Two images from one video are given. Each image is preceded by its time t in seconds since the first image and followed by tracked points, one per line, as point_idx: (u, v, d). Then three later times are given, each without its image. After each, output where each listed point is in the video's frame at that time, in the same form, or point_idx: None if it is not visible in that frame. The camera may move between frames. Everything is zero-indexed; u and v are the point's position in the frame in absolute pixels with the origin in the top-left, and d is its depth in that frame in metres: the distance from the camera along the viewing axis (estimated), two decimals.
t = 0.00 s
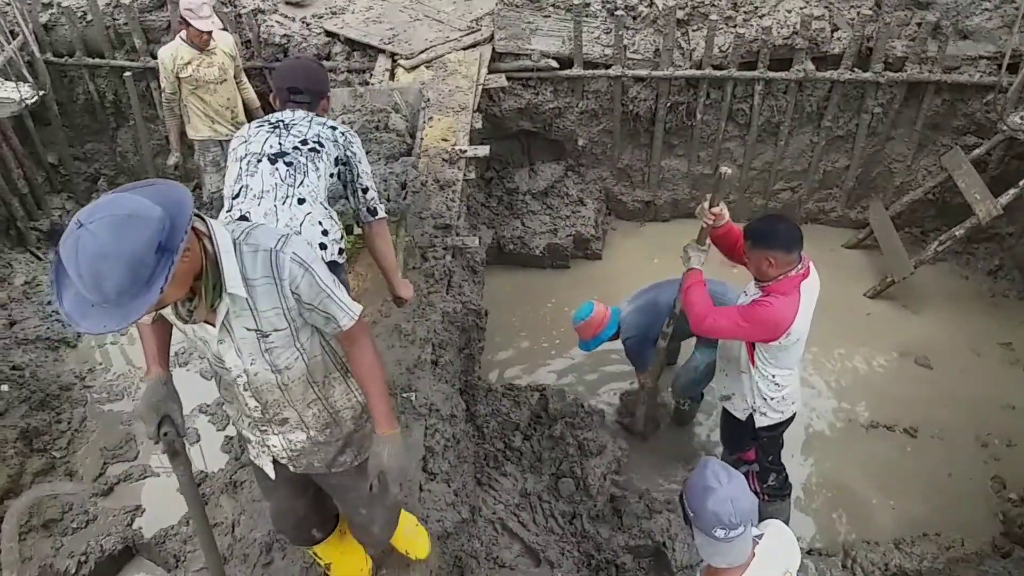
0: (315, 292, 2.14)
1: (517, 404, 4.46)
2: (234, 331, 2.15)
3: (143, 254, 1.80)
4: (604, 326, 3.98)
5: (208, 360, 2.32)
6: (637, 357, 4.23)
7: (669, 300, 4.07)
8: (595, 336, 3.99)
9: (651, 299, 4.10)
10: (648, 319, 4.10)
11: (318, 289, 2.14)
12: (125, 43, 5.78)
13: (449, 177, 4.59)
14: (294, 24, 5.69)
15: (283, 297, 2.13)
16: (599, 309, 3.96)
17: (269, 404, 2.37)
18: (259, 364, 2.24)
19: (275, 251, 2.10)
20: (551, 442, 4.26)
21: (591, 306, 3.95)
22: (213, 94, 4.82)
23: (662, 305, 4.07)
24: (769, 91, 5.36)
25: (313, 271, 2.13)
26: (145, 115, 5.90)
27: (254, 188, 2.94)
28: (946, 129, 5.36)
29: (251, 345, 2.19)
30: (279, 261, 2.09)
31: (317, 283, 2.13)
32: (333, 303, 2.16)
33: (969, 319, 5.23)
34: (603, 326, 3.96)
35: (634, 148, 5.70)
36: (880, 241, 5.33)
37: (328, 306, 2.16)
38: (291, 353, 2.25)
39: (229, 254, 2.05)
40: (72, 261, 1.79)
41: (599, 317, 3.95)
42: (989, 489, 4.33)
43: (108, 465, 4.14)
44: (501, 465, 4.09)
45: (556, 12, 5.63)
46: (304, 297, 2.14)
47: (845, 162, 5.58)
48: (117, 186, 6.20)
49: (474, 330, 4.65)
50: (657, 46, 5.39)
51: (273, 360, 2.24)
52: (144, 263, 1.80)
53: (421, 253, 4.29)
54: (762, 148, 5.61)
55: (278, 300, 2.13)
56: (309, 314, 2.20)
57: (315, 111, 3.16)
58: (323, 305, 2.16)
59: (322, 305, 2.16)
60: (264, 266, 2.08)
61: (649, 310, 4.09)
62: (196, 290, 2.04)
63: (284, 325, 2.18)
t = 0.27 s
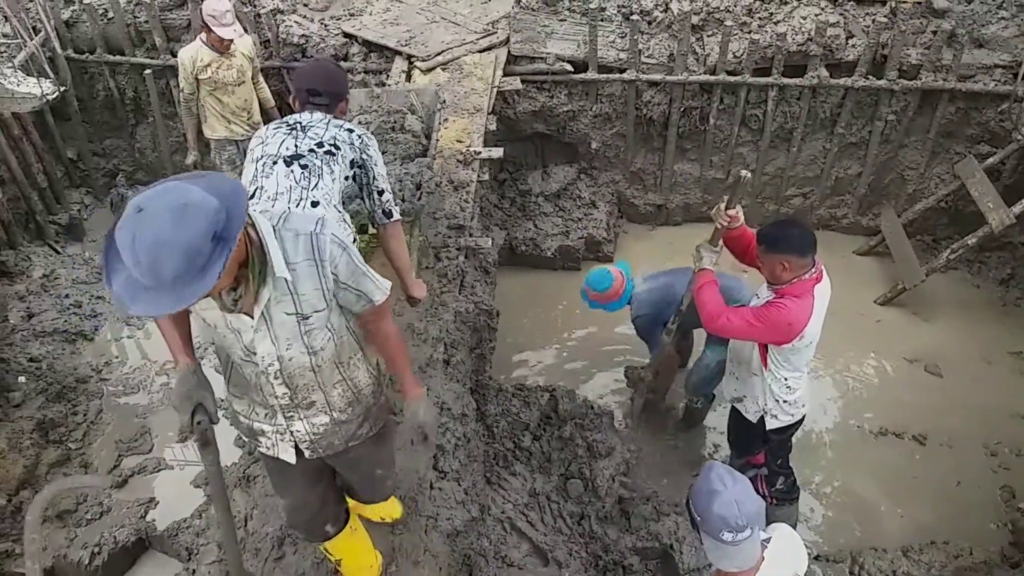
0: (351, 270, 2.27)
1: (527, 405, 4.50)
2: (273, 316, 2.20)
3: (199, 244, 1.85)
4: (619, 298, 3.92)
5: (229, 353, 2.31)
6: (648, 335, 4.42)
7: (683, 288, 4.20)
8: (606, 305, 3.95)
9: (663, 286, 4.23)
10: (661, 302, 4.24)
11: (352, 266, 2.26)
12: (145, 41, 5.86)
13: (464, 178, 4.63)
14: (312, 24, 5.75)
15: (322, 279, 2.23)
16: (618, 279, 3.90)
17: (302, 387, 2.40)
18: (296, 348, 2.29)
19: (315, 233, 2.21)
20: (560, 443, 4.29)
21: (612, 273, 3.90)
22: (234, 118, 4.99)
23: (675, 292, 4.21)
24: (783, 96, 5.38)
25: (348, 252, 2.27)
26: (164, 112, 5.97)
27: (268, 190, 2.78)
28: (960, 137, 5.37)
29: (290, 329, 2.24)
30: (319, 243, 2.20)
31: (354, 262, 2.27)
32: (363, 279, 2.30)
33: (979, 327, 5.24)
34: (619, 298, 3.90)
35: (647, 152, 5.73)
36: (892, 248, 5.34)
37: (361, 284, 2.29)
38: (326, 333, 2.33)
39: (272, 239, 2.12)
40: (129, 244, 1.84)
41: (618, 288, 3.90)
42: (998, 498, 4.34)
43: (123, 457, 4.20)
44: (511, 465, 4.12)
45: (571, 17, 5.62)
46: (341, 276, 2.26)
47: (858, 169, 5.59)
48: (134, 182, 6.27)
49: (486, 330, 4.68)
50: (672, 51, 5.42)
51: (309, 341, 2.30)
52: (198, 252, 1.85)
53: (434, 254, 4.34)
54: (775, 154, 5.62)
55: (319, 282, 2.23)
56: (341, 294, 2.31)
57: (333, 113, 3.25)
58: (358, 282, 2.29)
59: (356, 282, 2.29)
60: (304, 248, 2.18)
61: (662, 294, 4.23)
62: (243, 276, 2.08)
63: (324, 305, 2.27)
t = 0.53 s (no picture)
0: (380, 231, 2.43)
1: (540, 406, 4.50)
2: (317, 283, 2.28)
3: (275, 165, 1.97)
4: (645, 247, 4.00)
5: (261, 335, 2.30)
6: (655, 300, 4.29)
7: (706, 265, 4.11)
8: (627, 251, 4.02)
9: (683, 255, 4.14)
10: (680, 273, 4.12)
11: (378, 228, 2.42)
12: (164, 39, 5.90)
13: (479, 179, 4.64)
14: (330, 23, 5.77)
15: (358, 239, 2.36)
16: (649, 229, 3.96)
17: (338, 356, 2.46)
18: (334, 315, 2.37)
19: (350, 195, 2.35)
20: (572, 444, 4.29)
21: (643, 219, 3.96)
22: (248, 100, 4.94)
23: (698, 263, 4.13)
24: (800, 99, 5.36)
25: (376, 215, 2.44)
26: (182, 109, 6.01)
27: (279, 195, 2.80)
28: (979, 142, 5.33)
29: (329, 296, 2.33)
30: (354, 203, 2.35)
31: (383, 222, 2.43)
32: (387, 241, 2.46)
33: (996, 334, 5.19)
34: (643, 247, 3.97)
35: (663, 154, 5.72)
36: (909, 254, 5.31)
37: (386, 245, 2.45)
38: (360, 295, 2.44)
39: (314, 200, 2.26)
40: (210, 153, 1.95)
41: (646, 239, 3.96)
42: (1014, 506, 4.30)
43: (138, 451, 4.23)
44: (523, 465, 4.13)
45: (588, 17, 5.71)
46: (372, 236, 2.42)
47: (876, 173, 5.56)
48: (152, 179, 6.32)
49: (499, 330, 4.67)
50: (689, 53, 5.41)
51: (347, 304, 2.39)
52: (274, 173, 1.96)
53: (449, 253, 4.36)
54: (791, 157, 5.61)
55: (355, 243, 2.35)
56: (369, 256, 2.46)
57: (352, 117, 3.24)
58: (385, 243, 2.45)
59: (384, 242, 2.44)
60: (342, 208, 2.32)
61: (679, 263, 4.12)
62: (294, 235, 2.21)
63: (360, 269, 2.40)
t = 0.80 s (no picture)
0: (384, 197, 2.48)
1: (548, 405, 4.50)
2: (336, 247, 2.30)
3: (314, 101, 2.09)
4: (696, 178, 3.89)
5: (278, 310, 2.31)
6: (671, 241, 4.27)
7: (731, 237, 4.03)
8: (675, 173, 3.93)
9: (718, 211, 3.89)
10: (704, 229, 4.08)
11: (382, 192, 2.41)
12: (178, 35, 5.93)
13: (490, 178, 4.65)
14: (343, 21, 5.78)
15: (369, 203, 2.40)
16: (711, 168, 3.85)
17: (355, 320, 2.48)
18: (353, 279, 2.38)
19: (356, 160, 2.40)
20: (580, 443, 4.29)
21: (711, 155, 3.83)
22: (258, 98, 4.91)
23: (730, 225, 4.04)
24: (812, 101, 5.36)
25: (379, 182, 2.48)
26: (195, 105, 6.04)
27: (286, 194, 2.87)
28: (992, 146, 5.31)
29: (348, 255, 2.34)
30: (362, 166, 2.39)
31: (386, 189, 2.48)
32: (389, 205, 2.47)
33: (1007, 339, 5.16)
34: (693, 177, 3.87)
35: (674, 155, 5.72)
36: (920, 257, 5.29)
37: (389, 208, 2.46)
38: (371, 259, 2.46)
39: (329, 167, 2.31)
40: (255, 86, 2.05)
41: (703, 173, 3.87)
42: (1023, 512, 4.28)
43: (149, 445, 4.26)
44: (530, 464, 4.14)
45: (601, 18, 5.62)
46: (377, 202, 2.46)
47: (887, 175, 5.55)
48: (164, 174, 6.35)
49: (508, 329, 4.68)
50: (701, 54, 5.41)
51: (364, 267, 2.41)
52: (315, 108, 2.07)
53: (459, 252, 4.37)
54: (803, 159, 5.60)
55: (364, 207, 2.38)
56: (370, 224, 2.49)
57: (366, 119, 3.29)
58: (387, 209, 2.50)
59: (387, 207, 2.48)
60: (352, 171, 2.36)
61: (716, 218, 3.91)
62: (318, 197, 2.25)
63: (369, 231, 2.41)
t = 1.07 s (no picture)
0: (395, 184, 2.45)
1: (562, 406, 4.47)
2: (352, 231, 2.29)
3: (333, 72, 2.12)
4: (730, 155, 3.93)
5: (296, 296, 2.29)
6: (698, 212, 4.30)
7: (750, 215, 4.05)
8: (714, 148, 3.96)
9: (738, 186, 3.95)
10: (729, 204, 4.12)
11: (390, 178, 2.39)
12: (196, 32, 5.95)
13: (505, 176, 4.62)
14: (360, 19, 5.77)
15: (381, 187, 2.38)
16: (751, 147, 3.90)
17: (370, 306, 2.46)
18: (369, 263, 2.37)
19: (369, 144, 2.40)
20: (594, 445, 4.26)
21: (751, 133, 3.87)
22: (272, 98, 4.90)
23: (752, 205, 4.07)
24: (833, 101, 5.30)
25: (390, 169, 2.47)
26: (212, 103, 6.06)
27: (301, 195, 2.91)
28: (1015, 148, 5.23)
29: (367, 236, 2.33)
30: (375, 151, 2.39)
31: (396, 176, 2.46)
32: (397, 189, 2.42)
33: None
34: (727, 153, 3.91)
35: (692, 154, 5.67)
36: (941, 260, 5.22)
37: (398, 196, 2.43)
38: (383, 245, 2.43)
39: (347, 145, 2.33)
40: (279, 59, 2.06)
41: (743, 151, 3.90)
42: None
43: (163, 442, 4.27)
44: (544, 465, 4.10)
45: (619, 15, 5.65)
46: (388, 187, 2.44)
47: (908, 177, 5.48)
48: (181, 172, 6.37)
49: (522, 328, 4.65)
50: (720, 53, 5.36)
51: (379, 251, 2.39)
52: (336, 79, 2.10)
53: (474, 251, 4.35)
54: (822, 159, 5.54)
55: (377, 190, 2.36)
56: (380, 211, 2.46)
57: (383, 119, 3.30)
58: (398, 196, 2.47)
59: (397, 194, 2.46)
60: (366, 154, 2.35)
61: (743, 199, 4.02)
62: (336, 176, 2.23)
63: (381, 216, 2.39)
